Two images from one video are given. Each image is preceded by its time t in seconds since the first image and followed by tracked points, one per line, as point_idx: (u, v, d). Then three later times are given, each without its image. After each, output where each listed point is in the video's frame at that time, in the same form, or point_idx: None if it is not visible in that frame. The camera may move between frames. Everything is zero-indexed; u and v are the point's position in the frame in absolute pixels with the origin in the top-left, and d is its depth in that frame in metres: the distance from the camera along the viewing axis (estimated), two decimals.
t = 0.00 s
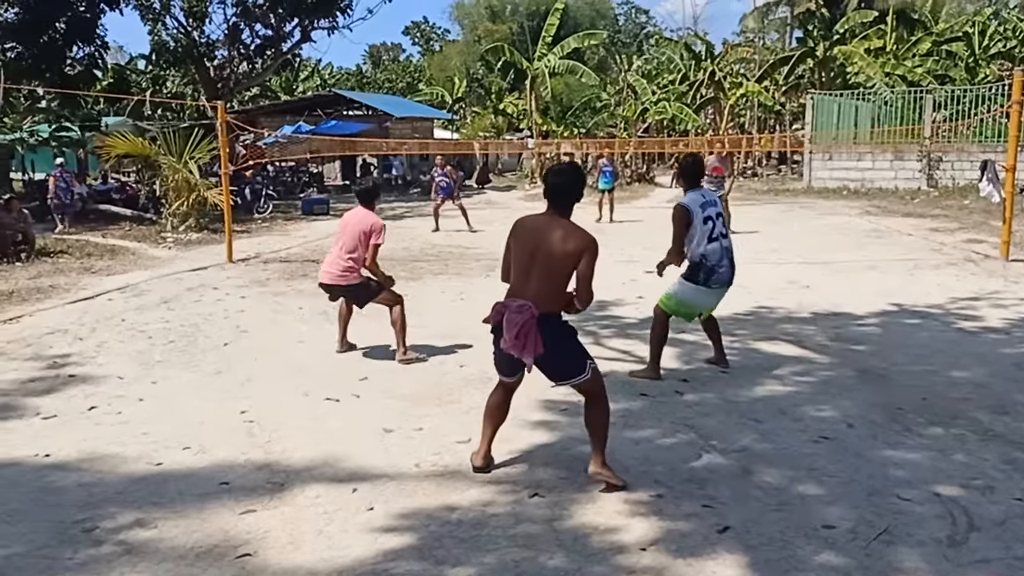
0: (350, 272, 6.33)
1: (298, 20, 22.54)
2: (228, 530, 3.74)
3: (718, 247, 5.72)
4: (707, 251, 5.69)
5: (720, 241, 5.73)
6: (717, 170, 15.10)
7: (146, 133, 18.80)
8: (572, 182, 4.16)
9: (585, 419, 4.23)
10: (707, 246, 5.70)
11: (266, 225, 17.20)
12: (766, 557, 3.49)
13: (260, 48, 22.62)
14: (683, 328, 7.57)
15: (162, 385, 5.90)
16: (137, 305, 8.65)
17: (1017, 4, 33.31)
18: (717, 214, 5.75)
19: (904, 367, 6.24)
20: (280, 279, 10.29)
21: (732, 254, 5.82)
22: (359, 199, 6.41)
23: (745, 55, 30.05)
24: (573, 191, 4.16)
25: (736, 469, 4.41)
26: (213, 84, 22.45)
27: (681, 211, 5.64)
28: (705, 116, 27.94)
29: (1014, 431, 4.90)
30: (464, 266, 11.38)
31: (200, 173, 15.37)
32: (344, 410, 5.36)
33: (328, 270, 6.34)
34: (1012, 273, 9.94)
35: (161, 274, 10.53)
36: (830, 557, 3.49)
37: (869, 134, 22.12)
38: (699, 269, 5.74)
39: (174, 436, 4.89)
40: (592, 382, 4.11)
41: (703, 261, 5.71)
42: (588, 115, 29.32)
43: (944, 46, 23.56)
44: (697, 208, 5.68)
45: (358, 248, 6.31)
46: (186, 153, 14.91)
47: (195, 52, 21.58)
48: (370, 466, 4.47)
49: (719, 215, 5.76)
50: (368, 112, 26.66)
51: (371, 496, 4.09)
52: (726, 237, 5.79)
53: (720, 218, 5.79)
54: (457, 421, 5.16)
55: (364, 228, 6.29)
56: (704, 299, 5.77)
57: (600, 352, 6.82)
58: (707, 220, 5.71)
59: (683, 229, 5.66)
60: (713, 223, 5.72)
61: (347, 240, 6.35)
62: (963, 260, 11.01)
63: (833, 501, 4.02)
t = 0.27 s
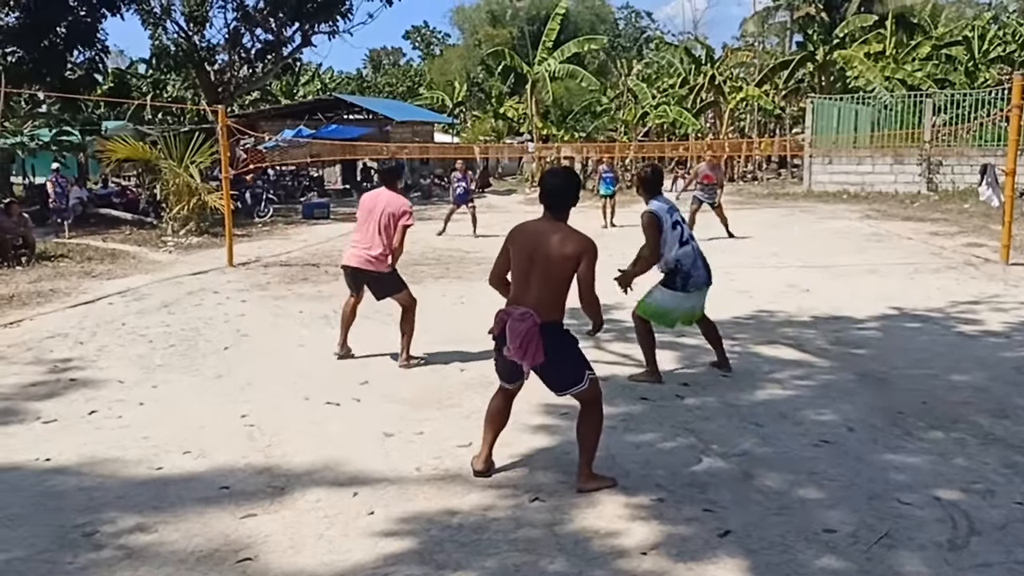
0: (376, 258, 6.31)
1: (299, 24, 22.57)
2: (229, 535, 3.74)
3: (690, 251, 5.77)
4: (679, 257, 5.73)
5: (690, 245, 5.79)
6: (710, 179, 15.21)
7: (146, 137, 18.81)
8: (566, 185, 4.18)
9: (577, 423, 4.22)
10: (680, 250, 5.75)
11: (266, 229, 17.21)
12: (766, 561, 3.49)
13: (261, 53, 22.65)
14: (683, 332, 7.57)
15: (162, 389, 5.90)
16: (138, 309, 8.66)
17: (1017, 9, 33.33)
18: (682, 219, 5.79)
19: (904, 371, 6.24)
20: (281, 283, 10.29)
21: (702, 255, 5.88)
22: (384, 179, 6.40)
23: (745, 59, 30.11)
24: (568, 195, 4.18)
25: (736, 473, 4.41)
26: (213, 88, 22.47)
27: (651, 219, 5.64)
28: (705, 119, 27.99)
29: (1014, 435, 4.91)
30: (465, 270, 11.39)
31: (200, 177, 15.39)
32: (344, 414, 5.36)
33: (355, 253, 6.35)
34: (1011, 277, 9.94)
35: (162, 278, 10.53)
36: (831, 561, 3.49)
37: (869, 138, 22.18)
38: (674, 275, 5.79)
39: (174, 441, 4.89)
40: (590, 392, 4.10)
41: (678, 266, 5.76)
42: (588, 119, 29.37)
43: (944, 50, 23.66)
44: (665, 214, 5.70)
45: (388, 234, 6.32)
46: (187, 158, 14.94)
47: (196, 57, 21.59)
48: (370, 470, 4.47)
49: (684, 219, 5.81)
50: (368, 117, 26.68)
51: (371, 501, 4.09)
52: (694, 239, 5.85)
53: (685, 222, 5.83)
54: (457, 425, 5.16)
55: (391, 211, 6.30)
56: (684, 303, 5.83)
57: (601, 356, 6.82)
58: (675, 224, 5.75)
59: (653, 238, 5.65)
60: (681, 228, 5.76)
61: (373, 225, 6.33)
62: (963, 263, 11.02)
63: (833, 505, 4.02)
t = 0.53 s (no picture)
0: (375, 252, 6.30)
1: (299, 27, 22.58)
2: (229, 537, 3.73)
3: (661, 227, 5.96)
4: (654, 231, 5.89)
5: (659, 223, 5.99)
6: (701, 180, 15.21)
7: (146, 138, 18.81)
8: (565, 183, 4.23)
9: (578, 426, 4.22)
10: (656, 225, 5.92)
11: (267, 231, 17.23)
12: (768, 563, 3.48)
13: (262, 55, 22.67)
14: (684, 334, 7.57)
15: (163, 391, 5.89)
16: (138, 311, 8.66)
17: (1017, 10, 33.35)
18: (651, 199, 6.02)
19: (905, 373, 6.23)
20: (281, 285, 10.28)
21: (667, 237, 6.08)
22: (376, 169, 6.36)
23: (745, 61, 30.13)
24: (565, 191, 4.22)
25: (737, 474, 4.41)
26: (214, 90, 22.46)
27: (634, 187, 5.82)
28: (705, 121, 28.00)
29: (1016, 437, 4.90)
30: (465, 272, 11.39)
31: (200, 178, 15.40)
32: (345, 415, 5.35)
33: (354, 248, 6.33)
34: (1012, 278, 9.94)
35: (162, 280, 10.53)
36: (832, 563, 3.49)
37: (869, 140, 22.17)
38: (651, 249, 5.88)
39: (174, 443, 4.88)
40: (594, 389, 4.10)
41: (655, 240, 5.88)
42: (589, 121, 29.39)
43: (944, 52, 23.68)
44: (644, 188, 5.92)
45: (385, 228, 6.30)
46: (188, 159, 14.91)
47: (196, 59, 21.58)
48: (371, 472, 4.46)
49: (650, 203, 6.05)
50: (368, 119, 26.67)
51: (372, 503, 4.08)
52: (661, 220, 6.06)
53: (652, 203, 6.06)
54: (458, 427, 5.15)
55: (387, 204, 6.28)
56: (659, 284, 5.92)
57: (601, 357, 6.82)
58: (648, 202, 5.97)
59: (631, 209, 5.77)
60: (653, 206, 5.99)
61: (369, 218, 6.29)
62: (964, 265, 11.01)
63: (835, 507, 4.01)
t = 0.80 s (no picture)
0: (353, 255, 6.26)
1: (299, 27, 22.58)
2: (229, 538, 3.73)
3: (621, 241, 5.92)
4: (613, 242, 5.86)
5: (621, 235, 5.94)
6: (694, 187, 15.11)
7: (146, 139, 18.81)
8: (558, 149, 4.16)
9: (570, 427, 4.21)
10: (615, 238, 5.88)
11: (266, 232, 17.23)
12: (768, 563, 3.48)
13: (261, 55, 22.68)
14: (684, 334, 7.57)
15: (162, 392, 5.89)
16: (138, 312, 8.65)
17: (1017, 10, 33.34)
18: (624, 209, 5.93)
19: (905, 373, 6.22)
20: (281, 286, 10.27)
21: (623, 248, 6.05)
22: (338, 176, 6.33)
23: (745, 61, 30.13)
24: (558, 158, 4.16)
25: (737, 475, 4.40)
26: (213, 91, 22.44)
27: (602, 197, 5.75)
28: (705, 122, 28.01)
29: (1016, 437, 4.90)
30: (465, 273, 11.39)
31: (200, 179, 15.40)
32: (344, 416, 5.35)
33: (333, 254, 6.25)
34: (1012, 278, 9.94)
35: (161, 281, 10.52)
36: (833, 563, 3.48)
37: (869, 140, 22.17)
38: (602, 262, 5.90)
39: (174, 443, 4.88)
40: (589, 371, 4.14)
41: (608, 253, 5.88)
42: (589, 122, 29.41)
43: (943, 52, 23.70)
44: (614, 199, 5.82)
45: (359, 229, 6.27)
46: (187, 160, 14.92)
47: (196, 59, 21.57)
48: (370, 473, 4.46)
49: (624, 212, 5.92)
50: (368, 119, 26.64)
51: (372, 504, 4.08)
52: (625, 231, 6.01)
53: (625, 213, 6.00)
54: (458, 428, 5.14)
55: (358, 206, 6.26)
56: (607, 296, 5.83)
57: (601, 358, 6.81)
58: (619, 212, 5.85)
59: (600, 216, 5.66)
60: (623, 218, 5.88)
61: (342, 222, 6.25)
62: (964, 265, 11.01)
63: (835, 507, 4.01)
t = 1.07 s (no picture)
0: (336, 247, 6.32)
1: (297, 27, 22.57)
2: (227, 538, 3.72)
3: (628, 241, 5.74)
4: (615, 241, 5.69)
5: (630, 235, 5.76)
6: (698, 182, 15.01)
7: (144, 139, 18.80)
8: (520, 149, 4.12)
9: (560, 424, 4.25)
10: (617, 238, 5.71)
11: (265, 232, 17.23)
12: (767, 562, 3.48)
13: (260, 55, 22.68)
14: (683, 333, 7.57)
15: (161, 392, 5.89)
16: (136, 312, 8.65)
17: (1015, 9, 33.36)
18: (636, 209, 5.74)
19: (903, 372, 6.23)
20: (279, 285, 10.27)
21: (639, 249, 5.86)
22: (308, 168, 6.38)
23: (743, 60, 30.15)
24: (521, 159, 4.12)
25: (736, 474, 4.41)
26: (212, 90, 22.42)
27: (603, 196, 5.59)
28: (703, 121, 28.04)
29: (1014, 435, 4.90)
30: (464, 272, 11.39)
31: (198, 179, 15.39)
32: (342, 416, 5.36)
33: (313, 245, 6.29)
34: (1010, 277, 9.94)
35: (160, 281, 10.51)
36: (831, 562, 3.48)
37: (867, 139, 22.17)
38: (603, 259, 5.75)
39: (173, 443, 4.89)
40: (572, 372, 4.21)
41: (610, 250, 5.70)
42: (587, 121, 29.42)
43: (942, 51, 23.72)
44: (619, 197, 5.65)
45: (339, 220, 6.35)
46: (185, 160, 14.92)
47: (194, 59, 21.56)
48: (369, 472, 4.46)
49: (635, 211, 5.73)
50: (366, 118, 26.57)
51: (370, 503, 4.09)
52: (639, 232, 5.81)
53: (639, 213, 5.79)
54: (456, 427, 5.14)
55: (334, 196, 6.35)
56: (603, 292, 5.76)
57: (600, 357, 6.81)
58: (624, 211, 5.69)
59: (596, 212, 5.59)
60: (629, 217, 5.71)
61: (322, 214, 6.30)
62: (962, 264, 11.01)
63: (833, 506, 4.01)
